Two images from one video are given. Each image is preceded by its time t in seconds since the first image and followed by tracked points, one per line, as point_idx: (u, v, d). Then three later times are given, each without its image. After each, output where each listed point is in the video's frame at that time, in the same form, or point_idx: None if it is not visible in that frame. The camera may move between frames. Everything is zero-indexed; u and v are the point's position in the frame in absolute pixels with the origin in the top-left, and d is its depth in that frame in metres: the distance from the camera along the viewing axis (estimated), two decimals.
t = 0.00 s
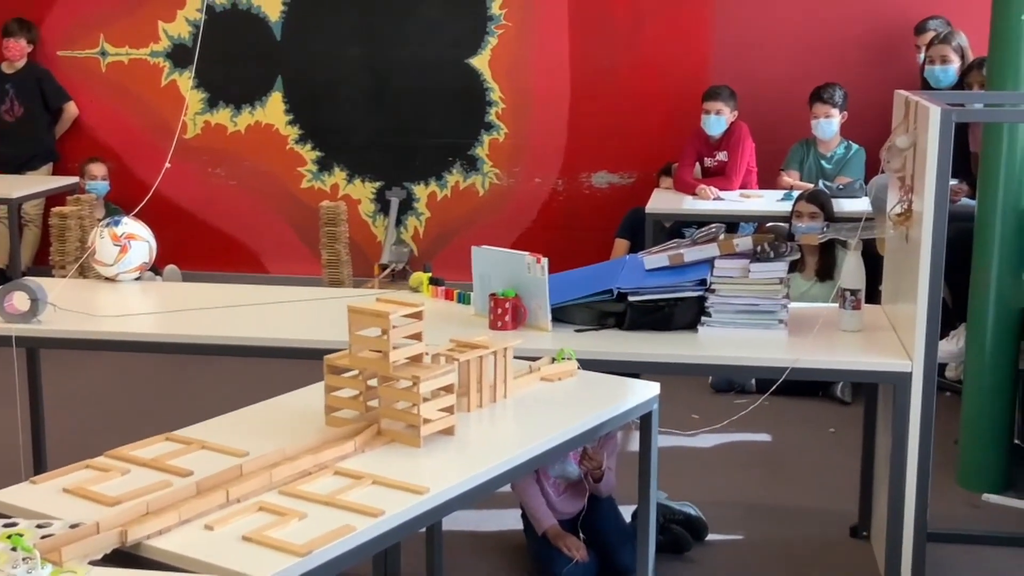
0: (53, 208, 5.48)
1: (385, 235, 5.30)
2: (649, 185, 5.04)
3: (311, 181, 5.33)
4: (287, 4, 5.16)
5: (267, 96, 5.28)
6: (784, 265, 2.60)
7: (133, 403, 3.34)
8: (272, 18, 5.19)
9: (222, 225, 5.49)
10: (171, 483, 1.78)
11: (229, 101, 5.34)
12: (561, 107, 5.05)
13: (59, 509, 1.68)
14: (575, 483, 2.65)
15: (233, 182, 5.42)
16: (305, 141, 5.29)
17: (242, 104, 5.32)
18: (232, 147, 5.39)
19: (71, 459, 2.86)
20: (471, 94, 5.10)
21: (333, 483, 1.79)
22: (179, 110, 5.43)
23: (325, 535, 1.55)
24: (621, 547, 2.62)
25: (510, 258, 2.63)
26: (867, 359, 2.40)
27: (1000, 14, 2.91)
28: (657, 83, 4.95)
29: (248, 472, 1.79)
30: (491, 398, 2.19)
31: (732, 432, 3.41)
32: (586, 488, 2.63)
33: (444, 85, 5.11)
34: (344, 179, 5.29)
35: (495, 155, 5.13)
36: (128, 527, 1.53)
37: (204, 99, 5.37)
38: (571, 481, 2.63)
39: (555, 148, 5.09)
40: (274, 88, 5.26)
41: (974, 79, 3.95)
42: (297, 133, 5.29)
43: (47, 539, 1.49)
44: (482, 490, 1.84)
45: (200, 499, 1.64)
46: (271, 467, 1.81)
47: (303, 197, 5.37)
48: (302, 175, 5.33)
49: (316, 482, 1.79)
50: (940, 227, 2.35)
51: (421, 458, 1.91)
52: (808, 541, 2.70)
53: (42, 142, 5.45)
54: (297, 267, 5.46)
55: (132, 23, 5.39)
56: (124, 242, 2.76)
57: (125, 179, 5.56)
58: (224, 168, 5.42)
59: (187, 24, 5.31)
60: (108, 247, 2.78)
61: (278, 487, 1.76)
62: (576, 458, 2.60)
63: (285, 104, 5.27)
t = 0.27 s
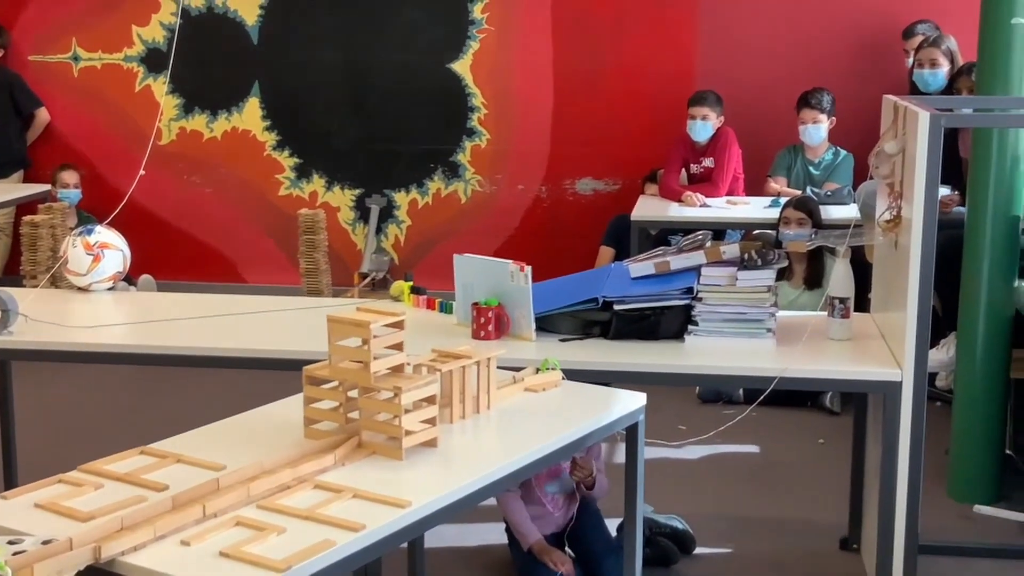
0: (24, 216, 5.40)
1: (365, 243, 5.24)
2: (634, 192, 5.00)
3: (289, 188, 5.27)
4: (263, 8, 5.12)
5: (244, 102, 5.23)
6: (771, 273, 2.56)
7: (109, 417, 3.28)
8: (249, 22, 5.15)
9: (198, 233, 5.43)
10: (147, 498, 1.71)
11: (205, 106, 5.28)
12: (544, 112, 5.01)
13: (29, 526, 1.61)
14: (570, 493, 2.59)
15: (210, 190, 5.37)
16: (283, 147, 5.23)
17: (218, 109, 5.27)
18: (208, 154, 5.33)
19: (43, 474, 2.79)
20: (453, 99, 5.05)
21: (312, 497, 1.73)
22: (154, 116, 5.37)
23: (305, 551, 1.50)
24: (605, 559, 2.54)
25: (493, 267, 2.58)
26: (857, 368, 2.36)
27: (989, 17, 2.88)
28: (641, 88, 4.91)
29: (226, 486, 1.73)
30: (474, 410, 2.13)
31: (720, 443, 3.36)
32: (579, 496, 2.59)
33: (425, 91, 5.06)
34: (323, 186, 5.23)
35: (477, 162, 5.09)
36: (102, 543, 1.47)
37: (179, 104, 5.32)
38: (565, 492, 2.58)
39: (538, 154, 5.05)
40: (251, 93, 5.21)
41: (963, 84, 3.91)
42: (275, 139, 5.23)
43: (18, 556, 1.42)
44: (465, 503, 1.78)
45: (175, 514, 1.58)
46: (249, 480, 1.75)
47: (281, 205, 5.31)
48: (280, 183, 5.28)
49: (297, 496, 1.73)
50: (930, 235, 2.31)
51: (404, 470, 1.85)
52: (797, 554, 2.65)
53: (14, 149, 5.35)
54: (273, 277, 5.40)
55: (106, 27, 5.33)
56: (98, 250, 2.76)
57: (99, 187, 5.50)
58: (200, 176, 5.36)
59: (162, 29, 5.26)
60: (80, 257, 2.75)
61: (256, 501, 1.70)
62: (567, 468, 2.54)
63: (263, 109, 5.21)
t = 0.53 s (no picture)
0: None
1: (347, 252, 5.23)
2: (619, 200, 4.99)
3: (270, 197, 5.25)
4: (244, 15, 5.09)
5: (225, 110, 5.19)
6: (757, 281, 2.54)
7: (90, 429, 3.24)
8: (230, 29, 5.12)
9: (178, 243, 5.41)
10: (127, 510, 1.68)
11: (185, 114, 5.25)
12: (529, 119, 4.99)
13: (5, 540, 1.57)
14: (556, 504, 2.55)
15: (189, 199, 5.34)
16: (264, 155, 5.20)
17: (199, 117, 5.23)
18: (188, 161, 5.30)
19: (21, 487, 2.76)
20: (436, 107, 5.03)
21: (295, 509, 1.70)
22: (133, 124, 5.33)
23: (288, 563, 1.47)
24: (591, 569, 2.52)
25: (477, 275, 2.56)
26: (843, 377, 2.34)
27: (975, 23, 2.87)
28: (626, 95, 4.90)
29: (207, 498, 1.69)
30: (458, 419, 2.11)
31: (706, 452, 3.34)
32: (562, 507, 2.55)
33: (408, 98, 5.04)
34: (306, 195, 5.21)
35: (461, 170, 5.07)
36: (81, 556, 1.44)
37: (159, 112, 5.28)
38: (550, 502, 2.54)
39: (522, 162, 5.03)
40: (232, 101, 5.18)
41: (948, 91, 3.90)
42: (256, 147, 5.20)
43: None
44: (448, 514, 1.75)
45: (156, 526, 1.55)
46: (230, 493, 1.72)
47: (263, 214, 5.29)
48: (262, 191, 5.25)
49: (279, 508, 1.70)
50: (916, 243, 2.29)
51: (387, 481, 1.82)
52: (783, 565, 2.63)
53: None
54: (253, 286, 5.39)
55: (84, 33, 5.29)
56: (76, 260, 2.73)
57: (77, 196, 5.46)
58: (180, 184, 5.33)
59: (142, 35, 5.23)
60: (58, 267, 2.73)
61: (237, 514, 1.67)
62: (556, 478, 2.51)
63: (244, 116, 5.18)
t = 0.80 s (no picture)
0: None
1: (333, 260, 5.22)
2: (605, 208, 4.99)
3: (254, 206, 5.23)
4: (228, 23, 5.08)
5: (209, 118, 5.18)
6: (744, 289, 2.53)
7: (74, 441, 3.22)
8: (214, 37, 5.11)
9: (162, 251, 5.39)
10: (111, 521, 1.66)
11: (169, 122, 5.23)
12: (514, 127, 4.99)
13: None
14: (541, 512, 2.52)
15: (173, 207, 5.33)
16: (248, 163, 5.19)
17: (183, 125, 5.22)
18: (172, 169, 5.28)
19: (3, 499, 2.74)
20: (421, 115, 5.02)
21: (281, 519, 1.69)
22: (116, 132, 5.31)
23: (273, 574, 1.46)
24: None
25: (463, 284, 2.55)
26: (829, 385, 2.33)
27: (959, 32, 2.88)
28: (612, 103, 4.90)
29: (192, 508, 1.68)
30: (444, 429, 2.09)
31: (694, 461, 3.34)
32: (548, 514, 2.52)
33: (393, 106, 5.03)
34: (290, 203, 5.20)
35: (446, 178, 5.06)
36: (64, 567, 1.42)
37: (143, 120, 5.27)
38: (535, 510, 2.51)
39: (508, 170, 5.03)
40: (216, 109, 5.17)
41: (932, 100, 3.91)
42: (241, 155, 5.19)
43: None
44: (435, 525, 1.74)
45: (141, 537, 1.53)
46: (215, 502, 1.71)
47: (247, 222, 5.28)
48: (246, 200, 5.24)
49: (264, 518, 1.68)
50: (901, 252, 2.29)
51: (373, 491, 1.80)
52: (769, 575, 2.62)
53: None
54: (238, 295, 5.37)
55: (67, 41, 5.27)
56: (60, 269, 2.74)
57: (60, 205, 5.44)
58: (164, 193, 5.32)
59: (125, 43, 5.22)
60: (42, 276, 2.75)
61: (223, 524, 1.66)
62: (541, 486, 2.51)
63: (228, 124, 5.17)
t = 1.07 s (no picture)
0: None
1: (319, 268, 5.20)
2: (592, 216, 4.98)
3: (240, 213, 5.22)
4: (213, 29, 5.06)
5: (194, 125, 5.16)
6: (732, 296, 2.52)
7: (58, 452, 3.20)
8: (199, 43, 5.09)
9: (147, 259, 5.37)
10: (95, 531, 1.64)
11: (154, 129, 5.22)
12: (501, 135, 4.98)
13: None
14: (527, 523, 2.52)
15: (159, 215, 5.31)
16: (234, 170, 5.17)
17: (168, 132, 5.20)
18: (157, 176, 5.27)
19: None
20: (408, 121, 5.01)
21: (267, 528, 1.67)
22: (100, 139, 5.29)
23: None
24: None
25: (450, 292, 2.54)
26: (818, 393, 2.33)
27: (947, 39, 2.89)
28: (599, 110, 4.89)
29: (178, 518, 1.66)
30: (431, 437, 2.06)
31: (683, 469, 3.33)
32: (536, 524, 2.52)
33: (380, 113, 5.02)
34: (276, 211, 5.18)
35: (433, 185, 5.05)
36: None
37: (127, 127, 5.24)
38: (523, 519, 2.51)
39: (495, 177, 5.02)
40: (202, 116, 5.15)
41: (920, 106, 3.91)
42: (226, 162, 5.17)
43: None
44: (422, 534, 1.72)
45: (124, 547, 1.52)
46: (201, 512, 1.69)
47: (233, 230, 5.26)
48: (232, 208, 5.22)
49: (250, 527, 1.66)
50: (889, 259, 2.28)
51: (361, 500, 1.78)
52: None
53: None
54: (224, 303, 5.35)
55: (51, 47, 5.25)
56: (43, 277, 2.73)
57: (44, 213, 5.41)
58: (149, 200, 5.30)
59: (110, 49, 5.19)
60: (25, 284, 2.73)
61: (209, 533, 1.64)
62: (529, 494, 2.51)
63: (213, 131, 5.15)
